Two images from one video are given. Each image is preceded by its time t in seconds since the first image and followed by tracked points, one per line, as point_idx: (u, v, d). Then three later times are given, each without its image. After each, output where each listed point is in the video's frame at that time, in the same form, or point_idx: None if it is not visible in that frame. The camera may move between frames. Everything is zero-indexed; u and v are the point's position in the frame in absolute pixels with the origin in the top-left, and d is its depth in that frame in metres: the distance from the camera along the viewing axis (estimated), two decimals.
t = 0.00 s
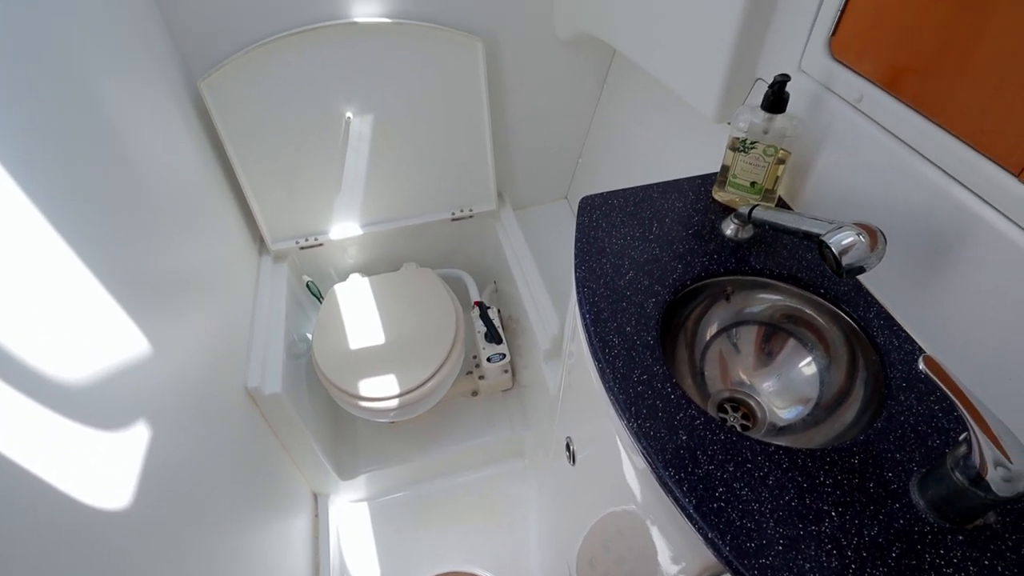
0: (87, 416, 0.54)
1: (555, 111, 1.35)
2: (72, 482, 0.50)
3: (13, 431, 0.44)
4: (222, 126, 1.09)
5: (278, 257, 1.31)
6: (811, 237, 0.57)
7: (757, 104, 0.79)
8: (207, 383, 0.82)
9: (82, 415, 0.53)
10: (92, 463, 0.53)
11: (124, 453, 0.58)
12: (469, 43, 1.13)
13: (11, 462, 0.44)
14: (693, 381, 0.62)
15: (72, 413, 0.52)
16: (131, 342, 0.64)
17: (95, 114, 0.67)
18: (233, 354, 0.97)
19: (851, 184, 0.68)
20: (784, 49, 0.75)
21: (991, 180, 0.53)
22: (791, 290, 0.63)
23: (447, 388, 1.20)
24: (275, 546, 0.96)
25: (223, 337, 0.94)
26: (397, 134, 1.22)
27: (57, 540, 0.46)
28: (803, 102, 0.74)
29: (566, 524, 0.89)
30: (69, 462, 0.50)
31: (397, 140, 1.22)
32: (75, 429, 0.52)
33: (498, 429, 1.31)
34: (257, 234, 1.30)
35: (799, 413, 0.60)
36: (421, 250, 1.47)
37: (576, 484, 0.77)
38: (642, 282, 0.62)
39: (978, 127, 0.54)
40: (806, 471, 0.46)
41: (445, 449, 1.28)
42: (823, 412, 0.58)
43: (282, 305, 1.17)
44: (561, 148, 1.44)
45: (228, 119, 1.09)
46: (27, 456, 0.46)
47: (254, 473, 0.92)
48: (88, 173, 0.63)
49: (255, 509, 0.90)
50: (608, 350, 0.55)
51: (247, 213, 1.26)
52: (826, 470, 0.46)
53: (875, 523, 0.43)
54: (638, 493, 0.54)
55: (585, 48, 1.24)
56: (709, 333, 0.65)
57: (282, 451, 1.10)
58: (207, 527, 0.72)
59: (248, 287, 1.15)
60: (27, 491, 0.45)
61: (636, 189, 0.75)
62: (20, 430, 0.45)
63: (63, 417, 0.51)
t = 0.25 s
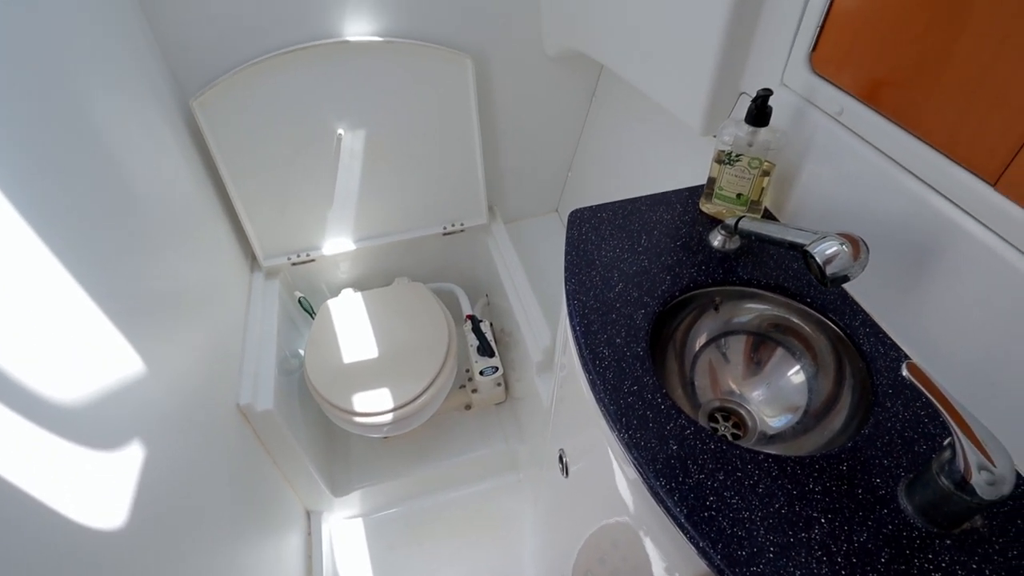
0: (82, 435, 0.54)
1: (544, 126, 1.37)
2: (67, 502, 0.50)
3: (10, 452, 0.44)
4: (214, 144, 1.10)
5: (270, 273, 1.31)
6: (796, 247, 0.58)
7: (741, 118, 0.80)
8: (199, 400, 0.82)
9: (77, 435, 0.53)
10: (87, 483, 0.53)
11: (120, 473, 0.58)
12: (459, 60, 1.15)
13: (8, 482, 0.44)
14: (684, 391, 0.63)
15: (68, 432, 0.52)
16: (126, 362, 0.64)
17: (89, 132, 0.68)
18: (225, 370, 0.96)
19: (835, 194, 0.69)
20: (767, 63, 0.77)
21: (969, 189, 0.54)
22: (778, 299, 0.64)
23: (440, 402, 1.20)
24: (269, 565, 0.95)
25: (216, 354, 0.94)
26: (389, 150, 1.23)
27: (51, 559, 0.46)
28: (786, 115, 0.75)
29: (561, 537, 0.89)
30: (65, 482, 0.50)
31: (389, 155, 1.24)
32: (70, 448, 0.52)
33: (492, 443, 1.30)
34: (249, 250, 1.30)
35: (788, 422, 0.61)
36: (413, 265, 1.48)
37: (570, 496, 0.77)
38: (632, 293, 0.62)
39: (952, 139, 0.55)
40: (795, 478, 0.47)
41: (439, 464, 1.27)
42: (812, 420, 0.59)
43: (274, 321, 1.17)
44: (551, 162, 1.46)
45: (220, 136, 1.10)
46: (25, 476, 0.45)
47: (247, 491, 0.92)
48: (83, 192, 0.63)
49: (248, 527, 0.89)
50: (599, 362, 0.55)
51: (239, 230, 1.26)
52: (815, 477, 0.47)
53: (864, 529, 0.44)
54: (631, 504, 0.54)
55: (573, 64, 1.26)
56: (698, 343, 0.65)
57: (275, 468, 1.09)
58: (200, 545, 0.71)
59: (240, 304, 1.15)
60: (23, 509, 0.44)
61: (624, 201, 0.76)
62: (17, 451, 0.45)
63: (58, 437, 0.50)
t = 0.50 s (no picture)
0: (74, 463, 0.54)
1: (531, 142, 1.39)
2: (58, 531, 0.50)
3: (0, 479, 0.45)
4: (201, 163, 1.10)
5: (258, 291, 1.31)
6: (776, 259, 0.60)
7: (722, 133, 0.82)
8: (187, 422, 0.82)
9: (70, 463, 0.54)
10: (79, 513, 0.53)
11: (113, 502, 0.58)
12: (445, 79, 1.17)
13: None
14: (670, 404, 0.63)
15: (60, 460, 0.52)
16: (117, 389, 0.64)
17: (75, 155, 0.68)
18: (213, 391, 0.96)
19: (813, 208, 0.71)
20: (745, 81, 0.79)
21: (939, 202, 0.56)
22: (760, 311, 0.65)
23: (431, 418, 1.20)
24: None
25: (203, 374, 0.93)
26: (377, 168, 1.24)
27: None
28: (764, 131, 0.77)
29: (553, 553, 0.88)
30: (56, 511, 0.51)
31: (377, 173, 1.25)
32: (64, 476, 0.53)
33: (483, 459, 1.30)
34: (237, 269, 1.30)
35: (773, 432, 0.62)
36: (402, 281, 1.48)
37: (562, 510, 0.77)
38: (617, 307, 0.63)
39: (923, 154, 0.57)
40: (780, 488, 0.47)
41: (430, 481, 1.27)
42: (796, 430, 0.60)
43: (262, 340, 1.17)
44: (538, 178, 1.47)
45: (207, 156, 1.11)
46: (15, 503, 0.46)
47: (235, 513, 0.91)
48: (69, 216, 0.64)
49: (237, 550, 0.88)
50: (585, 376, 0.56)
51: (227, 249, 1.26)
52: (799, 486, 0.48)
53: (847, 536, 0.45)
54: (619, 517, 0.55)
55: (558, 82, 1.29)
56: (684, 355, 0.66)
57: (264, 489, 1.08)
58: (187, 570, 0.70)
59: (227, 323, 1.14)
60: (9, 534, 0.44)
61: (609, 217, 0.77)
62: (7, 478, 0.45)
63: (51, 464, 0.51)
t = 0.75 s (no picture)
0: (67, 488, 0.55)
1: (520, 156, 1.40)
2: (49, 556, 0.51)
3: None
4: (190, 179, 1.11)
5: (248, 306, 1.30)
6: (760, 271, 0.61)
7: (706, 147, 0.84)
8: (177, 439, 0.81)
9: (63, 488, 0.54)
10: (72, 540, 0.54)
11: (107, 528, 0.59)
12: (434, 95, 1.18)
13: None
14: (659, 415, 0.64)
15: (52, 485, 0.53)
16: (110, 414, 0.65)
17: (65, 171, 0.68)
18: (202, 408, 0.95)
19: (796, 219, 0.72)
20: (728, 96, 0.81)
21: (917, 212, 0.57)
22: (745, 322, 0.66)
23: (423, 432, 1.19)
24: None
25: (193, 391, 0.93)
26: (367, 182, 1.25)
27: None
28: (748, 145, 0.79)
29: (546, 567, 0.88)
30: (49, 536, 0.51)
31: (367, 188, 1.25)
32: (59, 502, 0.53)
33: (475, 472, 1.29)
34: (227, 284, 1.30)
35: (761, 442, 0.62)
36: (394, 295, 1.48)
37: (554, 523, 0.77)
38: (605, 320, 0.64)
39: (900, 167, 0.59)
40: (766, 498, 0.48)
41: (422, 496, 1.26)
42: (783, 440, 0.60)
43: (252, 355, 1.16)
44: (527, 191, 1.48)
45: (197, 171, 1.11)
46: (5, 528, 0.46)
47: (225, 532, 0.90)
48: (61, 236, 0.64)
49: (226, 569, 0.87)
50: (573, 388, 0.56)
51: (216, 264, 1.26)
52: (785, 496, 0.48)
53: (833, 545, 0.45)
54: (610, 529, 0.55)
55: (546, 97, 1.30)
56: (672, 367, 0.67)
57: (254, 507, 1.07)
58: None
59: (217, 339, 1.14)
60: None
61: (597, 229, 0.78)
62: None
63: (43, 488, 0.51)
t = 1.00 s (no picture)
0: (57, 512, 0.55)
1: (510, 170, 1.41)
2: None
3: None
4: (180, 195, 1.11)
5: (238, 323, 1.30)
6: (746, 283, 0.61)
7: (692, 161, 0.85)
8: (167, 458, 0.81)
9: (54, 513, 0.54)
10: (64, 565, 0.54)
11: (99, 553, 0.59)
12: (425, 110, 1.19)
13: None
14: (649, 428, 0.64)
15: (43, 510, 0.53)
16: (103, 438, 0.65)
17: (57, 192, 0.69)
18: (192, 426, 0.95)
19: (782, 232, 0.73)
20: (712, 111, 0.83)
21: (897, 225, 0.59)
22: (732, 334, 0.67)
23: (415, 447, 1.18)
24: None
25: (183, 409, 0.92)
26: (358, 197, 1.25)
27: None
28: (733, 159, 0.80)
29: None
30: (40, 562, 0.51)
31: (358, 203, 1.26)
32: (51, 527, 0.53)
33: (468, 487, 1.29)
34: (217, 300, 1.29)
35: (750, 453, 0.62)
36: (385, 309, 1.48)
37: (547, 538, 0.77)
38: (594, 334, 0.65)
39: (879, 181, 0.60)
40: (755, 509, 0.48)
41: (415, 511, 1.25)
42: (771, 451, 0.61)
43: (243, 371, 1.16)
44: (517, 205, 1.49)
45: (187, 188, 1.11)
46: None
47: (215, 551, 0.89)
48: (52, 256, 0.64)
49: None
50: (563, 403, 0.57)
51: (207, 280, 1.25)
52: (773, 507, 0.49)
53: (821, 556, 0.45)
54: (601, 543, 0.55)
55: (535, 112, 1.32)
56: (661, 380, 0.67)
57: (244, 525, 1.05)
58: None
59: (208, 355, 1.13)
60: None
61: (585, 243, 0.79)
62: None
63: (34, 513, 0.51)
